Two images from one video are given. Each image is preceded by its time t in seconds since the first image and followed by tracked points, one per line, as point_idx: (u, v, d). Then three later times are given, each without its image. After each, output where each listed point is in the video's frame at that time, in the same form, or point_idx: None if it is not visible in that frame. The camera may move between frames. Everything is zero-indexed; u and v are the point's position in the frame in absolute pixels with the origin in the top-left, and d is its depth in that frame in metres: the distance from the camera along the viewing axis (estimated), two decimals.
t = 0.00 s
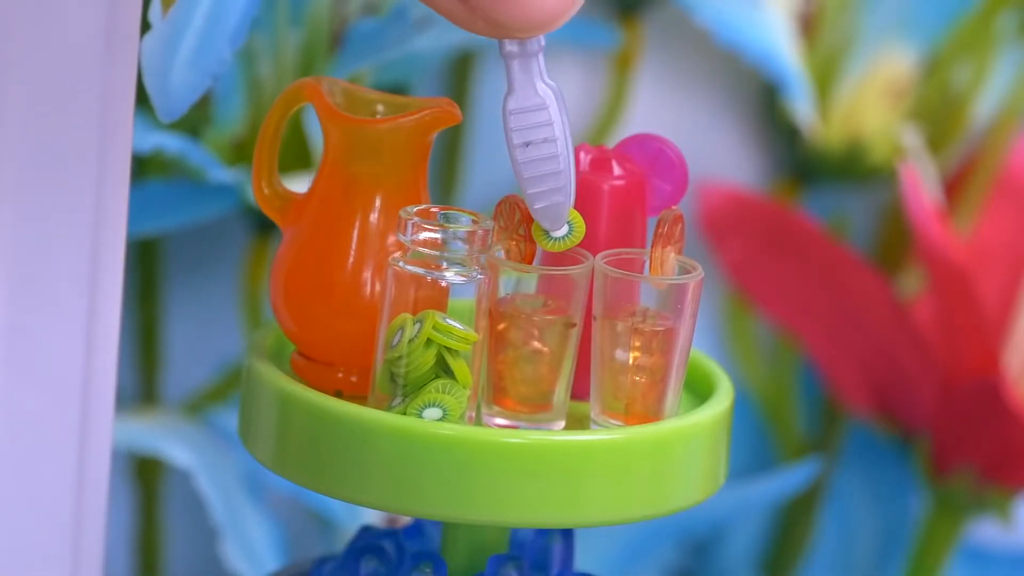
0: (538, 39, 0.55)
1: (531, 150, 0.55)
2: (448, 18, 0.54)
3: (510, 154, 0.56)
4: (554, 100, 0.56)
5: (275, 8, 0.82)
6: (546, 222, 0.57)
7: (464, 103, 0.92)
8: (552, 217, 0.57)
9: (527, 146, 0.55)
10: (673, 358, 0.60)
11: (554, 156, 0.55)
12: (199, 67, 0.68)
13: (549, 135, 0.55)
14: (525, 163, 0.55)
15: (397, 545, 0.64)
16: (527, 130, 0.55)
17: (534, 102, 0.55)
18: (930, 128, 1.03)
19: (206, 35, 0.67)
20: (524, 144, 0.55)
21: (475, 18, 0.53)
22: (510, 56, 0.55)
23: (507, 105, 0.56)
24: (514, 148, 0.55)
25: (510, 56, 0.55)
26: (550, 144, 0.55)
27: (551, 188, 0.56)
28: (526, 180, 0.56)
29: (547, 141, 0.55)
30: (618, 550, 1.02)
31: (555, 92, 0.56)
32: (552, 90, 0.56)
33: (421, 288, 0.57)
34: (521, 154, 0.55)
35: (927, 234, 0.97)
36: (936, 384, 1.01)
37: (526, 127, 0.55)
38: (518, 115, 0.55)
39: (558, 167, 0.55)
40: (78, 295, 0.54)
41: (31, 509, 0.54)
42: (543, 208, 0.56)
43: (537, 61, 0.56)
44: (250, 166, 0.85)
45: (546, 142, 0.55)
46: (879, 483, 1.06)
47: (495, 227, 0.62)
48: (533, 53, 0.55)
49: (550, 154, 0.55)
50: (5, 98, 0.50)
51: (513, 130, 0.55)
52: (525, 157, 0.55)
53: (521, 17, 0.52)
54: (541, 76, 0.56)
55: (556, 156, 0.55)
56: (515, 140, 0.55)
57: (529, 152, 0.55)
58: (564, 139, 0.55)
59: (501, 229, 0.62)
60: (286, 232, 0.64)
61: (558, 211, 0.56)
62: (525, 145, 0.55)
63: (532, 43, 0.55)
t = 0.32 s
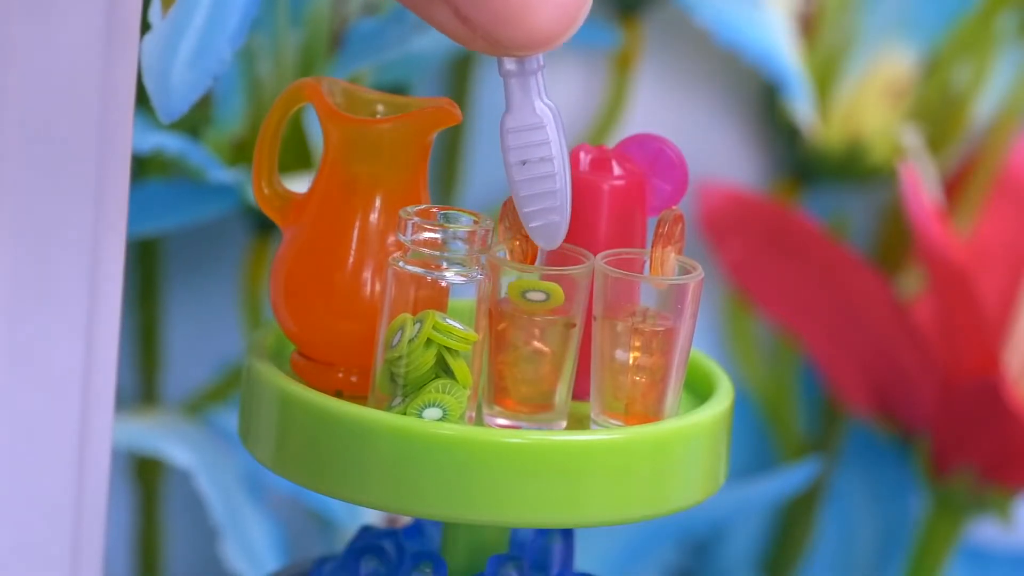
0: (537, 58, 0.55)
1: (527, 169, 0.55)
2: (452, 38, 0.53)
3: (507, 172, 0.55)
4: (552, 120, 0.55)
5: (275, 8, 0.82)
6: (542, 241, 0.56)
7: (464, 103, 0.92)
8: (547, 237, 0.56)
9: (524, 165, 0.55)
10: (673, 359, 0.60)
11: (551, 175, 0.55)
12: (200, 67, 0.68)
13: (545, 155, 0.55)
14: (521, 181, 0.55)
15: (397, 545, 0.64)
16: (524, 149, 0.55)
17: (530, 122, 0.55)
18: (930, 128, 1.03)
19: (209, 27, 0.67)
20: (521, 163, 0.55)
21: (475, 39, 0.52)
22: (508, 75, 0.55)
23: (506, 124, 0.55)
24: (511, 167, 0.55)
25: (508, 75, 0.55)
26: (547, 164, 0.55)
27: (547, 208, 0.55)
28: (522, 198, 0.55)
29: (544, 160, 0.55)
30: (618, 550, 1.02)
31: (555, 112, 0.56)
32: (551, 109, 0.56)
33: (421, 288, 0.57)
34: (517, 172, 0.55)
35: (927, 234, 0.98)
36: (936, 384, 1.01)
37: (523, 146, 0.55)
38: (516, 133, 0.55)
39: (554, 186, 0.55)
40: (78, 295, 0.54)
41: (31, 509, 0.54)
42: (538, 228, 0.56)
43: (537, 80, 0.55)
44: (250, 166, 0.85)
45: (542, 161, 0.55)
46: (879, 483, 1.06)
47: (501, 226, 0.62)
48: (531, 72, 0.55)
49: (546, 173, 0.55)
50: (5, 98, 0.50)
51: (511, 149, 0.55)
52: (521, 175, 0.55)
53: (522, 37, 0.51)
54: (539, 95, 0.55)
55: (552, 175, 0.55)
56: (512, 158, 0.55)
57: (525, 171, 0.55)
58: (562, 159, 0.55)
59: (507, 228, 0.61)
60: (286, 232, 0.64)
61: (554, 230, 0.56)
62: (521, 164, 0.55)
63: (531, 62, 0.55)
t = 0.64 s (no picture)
0: None
1: (535, 30, 0.53)
2: None
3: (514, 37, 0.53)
4: None
5: (275, 8, 0.82)
6: (551, 105, 0.53)
7: (464, 103, 0.92)
8: (556, 100, 0.53)
9: (531, 27, 0.53)
10: (673, 359, 0.60)
11: (559, 36, 0.52)
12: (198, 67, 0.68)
13: (553, 16, 0.52)
14: (529, 44, 0.53)
15: (397, 545, 0.64)
16: (531, 11, 0.53)
17: None
18: (930, 127, 1.03)
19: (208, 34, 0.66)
20: (528, 25, 0.53)
21: None
22: None
23: None
24: (517, 30, 0.53)
25: None
26: (554, 25, 0.52)
27: (556, 69, 0.53)
28: (530, 61, 0.53)
29: (551, 21, 0.52)
30: (618, 550, 1.02)
31: None
32: None
33: (421, 288, 0.57)
34: (524, 35, 0.53)
35: (927, 234, 0.97)
36: (936, 384, 1.01)
37: (530, 8, 0.53)
38: None
39: (563, 46, 0.52)
40: (77, 294, 0.54)
41: (30, 508, 0.55)
42: (548, 90, 0.53)
43: None
44: (250, 166, 0.85)
45: (550, 22, 0.52)
46: (879, 483, 1.06)
47: (501, 226, 0.62)
48: None
49: (554, 34, 0.52)
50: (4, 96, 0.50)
51: (518, 12, 0.53)
52: (528, 38, 0.53)
53: None
54: None
55: (559, 36, 0.52)
56: (518, 21, 0.53)
57: (533, 33, 0.53)
58: (569, 22, 0.53)
59: (507, 228, 0.61)
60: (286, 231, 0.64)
61: (563, 92, 0.53)
62: (529, 26, 0.53)
63: None
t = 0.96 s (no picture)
0: None
1: (445, 51, 0.50)
2: None
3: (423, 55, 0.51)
4: None
5: (275, 7, 0.82)
6: (461, 125, 0.52)
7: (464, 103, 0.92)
8: (466, 122, 0.52)
9: (442, 48, 0.50)
10: (673, 359, 0.60)
11: (471, 58, 0.50)
12: (198, 66, 0.67)
13: (464, 37, 0.50)
14: (439, 65, 0.51)
15: (397, 545, 0.64)
16: (443, 31, 0.50)
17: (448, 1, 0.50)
18: (930, 127, 1.03)
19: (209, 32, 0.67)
20: (439, 45, 0.50)
21: None
22: None
23: (423, 6, 0.51)
24: (428, 49, 0.51)
25: None
26: (467, 46, 0.50)
27: (466, 92, 0.51)
28: (439, 82, 0.51)
29: (464, 42, 0.50)
30: (618, 550, 1.02)
31: None
32: None
33: (421, 289, 0.57)
34: (435, 55, 0.51)
35: (927, 234, 0.97)
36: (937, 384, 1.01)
37: (441, 28, 0.50)
38: (434, 15, 0.50)
39: (473, 70, 0.50)
40: (77, 293, 0.54)
41: (30, 508, 0.55)
42: (457, 112, 0.52)
43: None
44: (251, 166, 0.85)
45: (461, 44, 0.50)
46: (879, 483, 1.06)
47: (501, 226, 0.62)
48: None
49: (466, 56, 0.50)
50: (4, 95, 0.50)
51: (428, 31, 0.50)
52: (439, 59, 0.51)
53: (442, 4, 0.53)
54: None
55: (472, 57, 0.50)
56: (429, 40, 0.51)
57: (444, 54, 0.50)
58: (482, 40, 0.51)
59: (507, 228, 0.61)
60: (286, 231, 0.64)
61: (473, 115, 0.52)
62: (439, 47, 0.50)
63: None
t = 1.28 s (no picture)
0: (458, 50, 0.54)
1: (429, 159, 0.54)
2: (362, 13, 0.52)
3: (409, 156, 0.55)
4: (463, 116, 0.55)
5: (275, 7, 0.82)
6: (434, 235, 0.56)
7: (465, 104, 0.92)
8: (439, 231, 0.55)
9: (427, 154, 0.54)
10: (673, 359, 0.60)
11: (452, 169, 0.54)
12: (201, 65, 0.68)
13: (449, 148, 0.54)
14: (422, 169, 0.54)
15: (398, 545, 0.64)
16: (429, 139, 0.54)
17: (439, 114, 0.54)
18: (931, 128, 1.02)
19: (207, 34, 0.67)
20: (424, 151, 0.54)
21: (382, 15, 0.51)
22: (427, 61, 0.54)
23: (416, 112, 0.55)
24: (415, 154, 0.55)
25: (427, 62, 0.54)
26: (450, 157, 0.54)
27: (443, 201, 0.55)
28: (419, 186, 0.55)
29: (447, 153, 0.54)
30: (619, 551, 1.02)
31: (467, 109, 0.55)
32: (464, 104, 0.55)
33: (421, 288, 0.57)
34: (420, 160, 0.54)
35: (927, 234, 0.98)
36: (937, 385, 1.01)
37: (429, 135, 0.54)
38: (424, 123, 0.54)
39: (453, 180, 0.54)
40: (78, 292, 0.54)
41: (30, 506, 0.55)
42: (432, 218, 0.55)
43: (454, 71, 0.55)
44: (251, 166, 0.85)
45: (446, 154, 0.54)
46: (880, 484, 1.06)
47: (502, 226, 0.62)
48: (449, 61, 0.54)
49: (448, 167, 0.54)
50: (5, 94, 0.51)
51: (417, 136, 0.54)
52: (423, 164, 0.54)
53: (436, 29, 0.51)
54: (454, 88, 0.55)
55: (453, 170, 0.54)
56: (416, 146, 0.54)
57: (428, 160, 0.54)
58: (465, 155, 0.55)
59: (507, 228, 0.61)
60: (286, 232, 0.64)
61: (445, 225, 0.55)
62: (424, 153, 0.54)
63: (451, 53, 0.54)
